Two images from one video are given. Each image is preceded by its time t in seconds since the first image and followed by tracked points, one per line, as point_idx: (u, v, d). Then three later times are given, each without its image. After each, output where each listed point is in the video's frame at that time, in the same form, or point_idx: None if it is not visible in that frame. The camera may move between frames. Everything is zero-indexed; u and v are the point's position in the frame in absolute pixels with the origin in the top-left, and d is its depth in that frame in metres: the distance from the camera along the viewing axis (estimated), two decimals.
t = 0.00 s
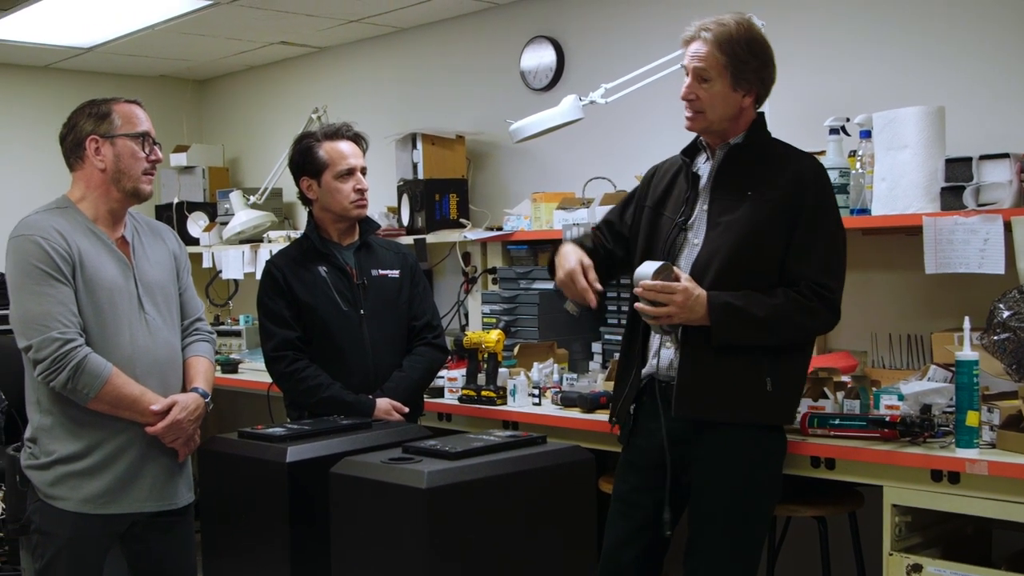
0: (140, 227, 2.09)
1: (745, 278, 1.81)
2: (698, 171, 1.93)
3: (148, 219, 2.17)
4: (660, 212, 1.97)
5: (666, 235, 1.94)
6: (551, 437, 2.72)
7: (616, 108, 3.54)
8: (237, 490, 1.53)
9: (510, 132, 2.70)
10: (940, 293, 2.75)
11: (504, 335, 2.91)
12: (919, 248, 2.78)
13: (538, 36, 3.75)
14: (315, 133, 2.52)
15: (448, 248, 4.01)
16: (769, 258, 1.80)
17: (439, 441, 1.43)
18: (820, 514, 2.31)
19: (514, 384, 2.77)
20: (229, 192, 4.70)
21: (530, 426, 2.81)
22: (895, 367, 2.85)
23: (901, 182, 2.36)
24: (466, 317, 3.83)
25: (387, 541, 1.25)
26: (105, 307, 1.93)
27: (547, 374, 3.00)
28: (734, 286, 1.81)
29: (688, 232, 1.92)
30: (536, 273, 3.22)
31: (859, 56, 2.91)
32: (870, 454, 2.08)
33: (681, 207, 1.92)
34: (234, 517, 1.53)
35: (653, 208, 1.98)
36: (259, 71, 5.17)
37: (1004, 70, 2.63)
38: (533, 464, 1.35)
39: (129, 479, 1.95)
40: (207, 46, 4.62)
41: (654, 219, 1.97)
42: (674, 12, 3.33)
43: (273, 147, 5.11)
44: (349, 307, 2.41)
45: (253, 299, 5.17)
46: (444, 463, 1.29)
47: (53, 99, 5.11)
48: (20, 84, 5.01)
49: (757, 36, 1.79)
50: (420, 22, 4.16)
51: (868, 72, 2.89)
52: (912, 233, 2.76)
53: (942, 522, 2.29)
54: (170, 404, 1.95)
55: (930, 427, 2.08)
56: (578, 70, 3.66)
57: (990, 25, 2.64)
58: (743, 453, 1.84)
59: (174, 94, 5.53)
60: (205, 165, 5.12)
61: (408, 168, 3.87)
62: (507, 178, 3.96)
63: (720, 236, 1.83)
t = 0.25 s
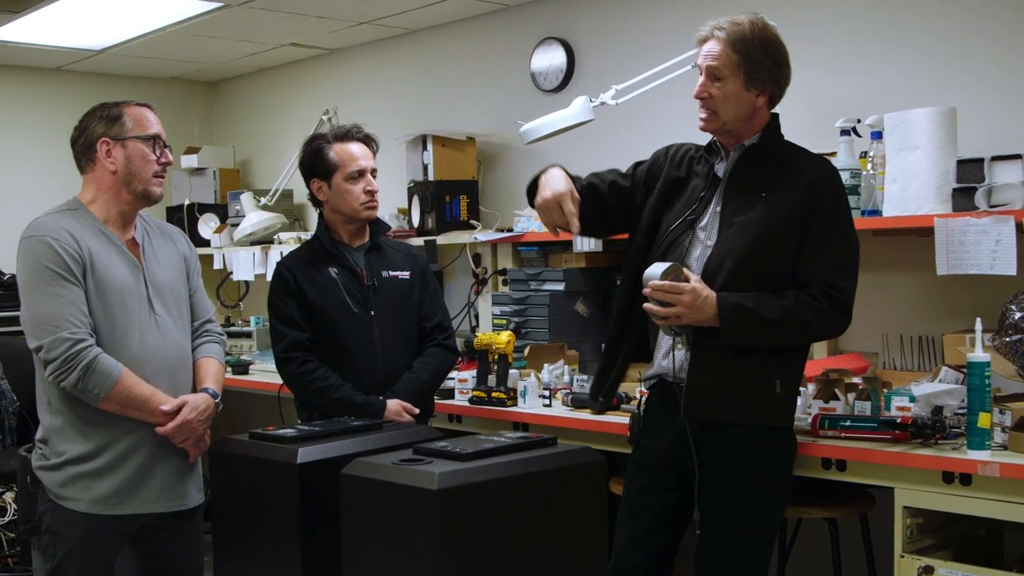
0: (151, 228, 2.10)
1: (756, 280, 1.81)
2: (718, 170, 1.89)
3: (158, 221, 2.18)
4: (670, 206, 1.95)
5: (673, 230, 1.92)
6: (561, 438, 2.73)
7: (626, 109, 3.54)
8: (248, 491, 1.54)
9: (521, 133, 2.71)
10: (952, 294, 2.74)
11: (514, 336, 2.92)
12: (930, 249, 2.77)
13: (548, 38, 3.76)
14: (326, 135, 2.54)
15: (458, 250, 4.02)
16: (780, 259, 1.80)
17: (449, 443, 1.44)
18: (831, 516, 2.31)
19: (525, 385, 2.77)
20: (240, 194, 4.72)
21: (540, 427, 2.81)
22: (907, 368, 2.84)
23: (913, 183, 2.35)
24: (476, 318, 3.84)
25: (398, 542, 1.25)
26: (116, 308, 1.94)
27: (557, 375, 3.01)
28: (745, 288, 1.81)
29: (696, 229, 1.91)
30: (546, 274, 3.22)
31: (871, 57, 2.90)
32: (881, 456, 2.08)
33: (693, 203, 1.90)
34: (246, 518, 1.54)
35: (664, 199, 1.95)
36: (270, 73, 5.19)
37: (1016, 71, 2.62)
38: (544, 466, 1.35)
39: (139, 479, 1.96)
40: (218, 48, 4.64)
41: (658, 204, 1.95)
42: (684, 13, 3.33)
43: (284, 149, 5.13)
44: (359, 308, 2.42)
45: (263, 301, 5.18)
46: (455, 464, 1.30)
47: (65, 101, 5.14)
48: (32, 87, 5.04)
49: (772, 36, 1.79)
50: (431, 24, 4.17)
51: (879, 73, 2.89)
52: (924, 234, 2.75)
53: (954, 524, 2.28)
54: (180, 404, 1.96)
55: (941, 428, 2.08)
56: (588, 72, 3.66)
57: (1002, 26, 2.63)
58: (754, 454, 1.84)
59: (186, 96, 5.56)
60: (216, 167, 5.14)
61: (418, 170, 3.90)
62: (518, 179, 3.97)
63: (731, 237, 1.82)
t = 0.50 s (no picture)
0: (153, 229, 2.11)
1: (759, 281, 1.81)
2: (721, 171, 1.89)
3: (160, 222, 2.18)
4: (672, 202, 1.93)
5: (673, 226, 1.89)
6: (563, 439, 2.73)
7: (629, 110, 3.54)
8: (250, 493, 1.54)
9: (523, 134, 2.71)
10: (954, 295, 2.74)
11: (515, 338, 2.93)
12: (932, 250, 2.77)
13: (550, 39, 3.76)
14: (327, 137, 2.54)
15: (461, 251, 4.03)
16: (781, 260, 1.80)
17: (451, 444, 1.44)
18: (833, 517, 2.31)
19: (527, 386, 2.78)
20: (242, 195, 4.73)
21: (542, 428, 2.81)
22: (909, 369, 2.83)
23: (914, 183, 2.36)
24: (478, 320, 3.84)
25: (399, 543, 1.26)
26: (119, 308, 1.95)
27: (559, 376, 3.01)
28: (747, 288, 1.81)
29: (696, 228, 1.91)
30: (548, 275, 3.21)
31: (873, 58, 2.90)
32: (883, 456, 2.08)
33: (697, 203, 1.88)
34: (248, 520, 1.54)
35: (666, 193, 1.93)
36: (272, 74, 5.20)
37: (1018, 71, 2.62)
38: (546, 467, 1.36)
39: (140, 480, 1.96)
40: (221, 49, 4.64)
41: (659, 201, 1.93)
42: (686, 14, 3.33)
43: (286, 151, 5.13)
44: (361, 309, 2.42)
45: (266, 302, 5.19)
46: (457, 465, 1.30)
47: (68, 102, 5.16)
48: (35, 88, 5.05)
49: (772, 32, 1.80)
50: (433, 25, 4.18)
51: (881, 74, 2.89)
52: (926, 235, 2.75)
53: (956, 525, 2.28)
54: (183, 405, 1.96)
55: (943, 429, 2.09)
56: (590, 72, 3.67)
57: (1004, 27, 2.63)
58: (755, 455, 1.84)
59: (188, 98, 5.57)
60: (218, 168, 5.15)
61: (421, 171, 3.91)
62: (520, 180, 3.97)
63: (734, 237, 1.82)
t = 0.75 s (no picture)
0: (156, 231, 2.11)
1: (760, 282, 1.81)
2: (722, 172, 1.89)
3: (162, 224, 2.19)
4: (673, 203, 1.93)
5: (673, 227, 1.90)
6: (564, 441, 2.73)
7: (630, 111, 3.54)
8: (251, 494, 1.54)
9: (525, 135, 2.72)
10: (955, 296, 2.74)
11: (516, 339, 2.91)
12: (933, 251, 2.77)
13: (551, 40, 3.76)
14: (328, 138, 2.55)
15: (462, 251, 4.03)
16: (782, 262, 1.80)
17: (452, 445, 1.44)
18: (833, 518, 2.31)
19: (528, 387, 2.78)
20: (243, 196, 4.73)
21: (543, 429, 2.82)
22: (910, 370, 2.83)
23: (915, 184, 2.36)
24: (479, 321, 3.84)
25: (401, 544, 1.26)
26: (123, 308, 1.95)
27: (560, 377, 3.01)
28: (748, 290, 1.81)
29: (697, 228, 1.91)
30: (549, 276, 3.21)
31: (874, 59, 2.90)
32: (884, 458, 2.08)
33: (697, 203, 1.89)
34: (249, 521, 1.54)
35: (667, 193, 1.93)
36: (273, 75, 5.20)
37: (1019, 73, 2.62)
38: (547, 469, 1.36)
39: (142, 481, 1.96)
40: (222, 50, 4.65)
41: (659, 199, 1.93)
42: (687, 15, 3.33)
43: (287, 151, 5.13)
44: (362, 310, 2.42)
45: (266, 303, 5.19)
46: (459, 466, 1.30)
47: (69, 103, 5.16)
48: (36, 89, 5.05)
49: (773, 32, 1.79)
50: (434, 26, 4.18)
51: (882, 75, 2.89)
52: (927, 236, 2.75)
53: (956, 526, 2.28)
54: (186, 406, 1.97)
55: (943, 430, 2.09)
56: (592, 74, 3.67)
57: (1005, 28, 2.64)
58: (756, 456, 1.84)
59: (189, 99, 5.57)
60: (219, 169, 5.15)
61: (421, 172, 3.94)
62: (521, 181, 3.97)
63: (734, 239, 1.82)
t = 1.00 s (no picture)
0: (157, 232, 2.11)
1: (761, 284, 1.81)
2: (725, 175, 1.90)
3: (164, 225, 2.19)
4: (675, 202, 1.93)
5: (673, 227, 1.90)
6: (565, 442, 2.73)
7: (631, 113, 3.54)
8: (252, 495, 1.54)
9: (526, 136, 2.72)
10: (956, 298, 2.74)
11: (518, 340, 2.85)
12: (934, 253, 2.77)
13: (552, 41, 3.76)
14: (329, 138, 2.55)
15: (462, 253, 4.03)
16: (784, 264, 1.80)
17: (454, 446, 1.44)
18: (834, 520, 2.31)
19: (529, 388, 2.79)
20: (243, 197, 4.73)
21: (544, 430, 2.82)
22: (910, 372, 2.83)
23: (916, 186, 2.36)
24: (480, 322, 3.84)
25: (402, 545, 1.26)
26: (125, 308, 1.95)
27: (561, 378, 3.01)
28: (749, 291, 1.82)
29: (697, 229, 1.91)
30: (550, 278, 3.22)
31: (875, 61, 2.91)
32: (885, 460, 2.08)
33: (698, 204, 1.89)
34: (250, 521, 1.54)
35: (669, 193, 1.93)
36: (274, 76, 5.20)
37: (1020, 75, 2.62)
38: (548, 470, 1.36)
39: (143, 481, 1.96)
40: (223, 51, 4.65)
41: (658, 199, 1.93)
42: (688, 17, 3.34)
43: (288, 152, 5.14)
44: (363, 310, 2.42)
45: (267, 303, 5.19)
46: (461, 467, 1.31)
47: (70, 103, 5.17)
48: (38, 89, 5.06)
49: (770, 35, 1.78)
50: (435, 27, 4.18)
51: (883, 77, 2.89)
52: (928, 238, 2.75)
53: (957, 527, 2.28)
54: (187, 406, 1.97)
55: (945, 432, 2.08)
56: (593, 75, 3.67)
57: (1007, 30, 2.64)
58: (757, 457, 1.84)
59: (190, 99, 5.57)
60: (220, 170, 5.16)
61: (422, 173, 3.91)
62: (521, 182, 3.97)
63: (735, 242, 1.83)
